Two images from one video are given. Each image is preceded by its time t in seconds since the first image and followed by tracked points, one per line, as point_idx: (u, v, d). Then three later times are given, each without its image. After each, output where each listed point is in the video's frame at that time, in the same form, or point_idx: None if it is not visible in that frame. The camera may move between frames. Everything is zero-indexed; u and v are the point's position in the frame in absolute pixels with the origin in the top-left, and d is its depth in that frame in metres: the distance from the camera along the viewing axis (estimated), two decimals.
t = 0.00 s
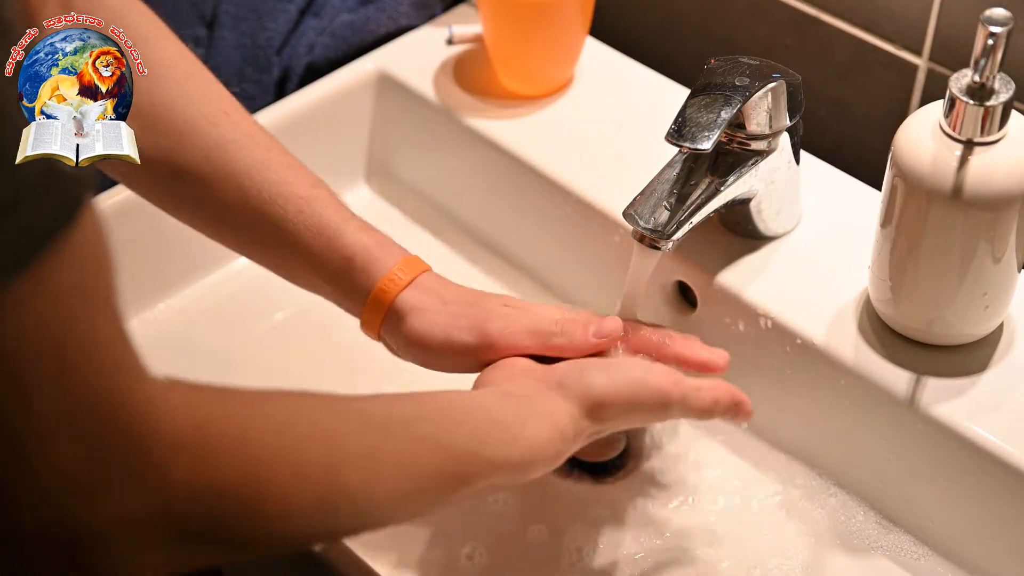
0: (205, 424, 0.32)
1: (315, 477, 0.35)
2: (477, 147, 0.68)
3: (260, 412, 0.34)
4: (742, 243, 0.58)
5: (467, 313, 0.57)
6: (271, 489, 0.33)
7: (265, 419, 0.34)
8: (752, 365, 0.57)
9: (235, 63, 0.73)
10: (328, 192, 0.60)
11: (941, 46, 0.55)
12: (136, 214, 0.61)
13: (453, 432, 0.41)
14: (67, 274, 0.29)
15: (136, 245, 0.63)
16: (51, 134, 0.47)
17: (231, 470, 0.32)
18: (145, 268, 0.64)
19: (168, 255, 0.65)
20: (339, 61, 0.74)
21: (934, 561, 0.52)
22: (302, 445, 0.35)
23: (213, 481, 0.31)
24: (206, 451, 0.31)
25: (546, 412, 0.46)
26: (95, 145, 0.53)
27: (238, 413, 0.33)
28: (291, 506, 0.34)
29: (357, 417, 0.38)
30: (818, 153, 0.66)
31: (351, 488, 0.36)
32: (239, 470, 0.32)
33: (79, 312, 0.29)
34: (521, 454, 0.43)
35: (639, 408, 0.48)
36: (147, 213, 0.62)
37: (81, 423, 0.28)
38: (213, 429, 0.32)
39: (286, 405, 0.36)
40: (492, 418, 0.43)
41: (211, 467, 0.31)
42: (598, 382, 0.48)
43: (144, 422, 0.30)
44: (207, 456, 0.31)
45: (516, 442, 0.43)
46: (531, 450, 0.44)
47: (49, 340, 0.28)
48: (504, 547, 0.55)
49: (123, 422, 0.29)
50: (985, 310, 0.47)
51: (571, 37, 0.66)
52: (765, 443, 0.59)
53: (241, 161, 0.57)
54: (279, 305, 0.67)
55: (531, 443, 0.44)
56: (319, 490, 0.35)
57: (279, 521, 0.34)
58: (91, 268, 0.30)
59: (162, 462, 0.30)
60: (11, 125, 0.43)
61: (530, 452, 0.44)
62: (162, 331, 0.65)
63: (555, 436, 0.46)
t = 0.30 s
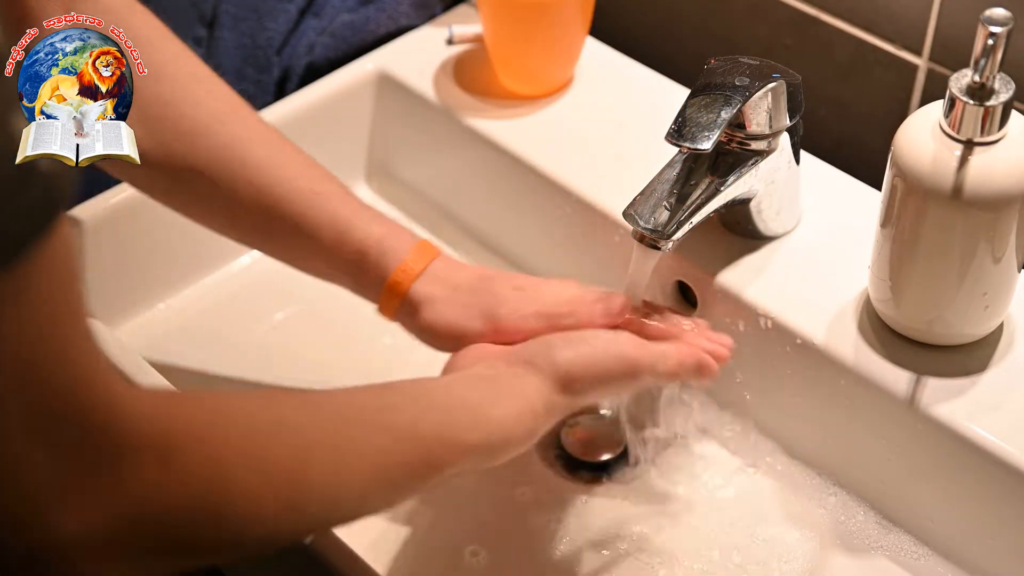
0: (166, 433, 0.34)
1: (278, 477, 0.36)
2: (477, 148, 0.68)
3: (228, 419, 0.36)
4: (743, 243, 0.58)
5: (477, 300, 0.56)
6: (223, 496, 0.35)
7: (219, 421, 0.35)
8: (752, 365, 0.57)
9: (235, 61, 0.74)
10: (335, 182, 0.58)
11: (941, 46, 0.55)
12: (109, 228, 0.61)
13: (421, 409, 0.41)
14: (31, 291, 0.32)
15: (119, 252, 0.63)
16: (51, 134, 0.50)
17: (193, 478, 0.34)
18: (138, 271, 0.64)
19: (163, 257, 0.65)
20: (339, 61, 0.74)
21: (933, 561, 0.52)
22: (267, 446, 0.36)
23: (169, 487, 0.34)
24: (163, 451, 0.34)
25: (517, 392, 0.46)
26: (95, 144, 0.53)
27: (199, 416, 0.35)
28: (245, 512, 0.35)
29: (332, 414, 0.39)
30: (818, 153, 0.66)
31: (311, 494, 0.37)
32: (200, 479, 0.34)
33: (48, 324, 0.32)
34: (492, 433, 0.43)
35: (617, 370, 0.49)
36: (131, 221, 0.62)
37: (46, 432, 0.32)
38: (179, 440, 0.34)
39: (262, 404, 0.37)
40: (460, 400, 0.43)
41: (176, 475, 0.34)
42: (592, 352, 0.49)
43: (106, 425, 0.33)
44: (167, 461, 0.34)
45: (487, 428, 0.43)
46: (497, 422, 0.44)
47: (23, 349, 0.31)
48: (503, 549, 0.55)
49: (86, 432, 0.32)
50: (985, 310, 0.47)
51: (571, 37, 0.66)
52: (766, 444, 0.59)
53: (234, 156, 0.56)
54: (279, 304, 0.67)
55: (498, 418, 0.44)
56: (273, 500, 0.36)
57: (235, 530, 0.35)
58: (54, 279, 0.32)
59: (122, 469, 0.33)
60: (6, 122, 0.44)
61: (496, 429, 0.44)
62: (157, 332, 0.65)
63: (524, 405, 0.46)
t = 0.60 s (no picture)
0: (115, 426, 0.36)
1: (219, 469, 0.37)
2: (477, 147, 0.68)
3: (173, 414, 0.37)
4: (743, 243, 0.58)
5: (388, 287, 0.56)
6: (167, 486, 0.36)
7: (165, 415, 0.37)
8: (752, 365, 0.57)
9: (235, 61, 0.74)
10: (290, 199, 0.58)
11: (942, 45, 0.54)
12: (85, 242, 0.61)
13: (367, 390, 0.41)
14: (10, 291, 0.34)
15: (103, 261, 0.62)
16: (51, 134, 0.49)
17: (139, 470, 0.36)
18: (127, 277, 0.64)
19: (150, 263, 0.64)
20: (339, 61, 0.74)
21: (933, 561, 0.52)
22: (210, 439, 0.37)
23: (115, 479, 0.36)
24: (109, 443, 0.36)
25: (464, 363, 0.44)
26: (95, 144, 0.53)
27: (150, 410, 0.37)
28: (190, 499, 0.37)
29: (280, 404, 0.39)
30: (818, 153, 0.66)
31: (255, 484, 0.38)
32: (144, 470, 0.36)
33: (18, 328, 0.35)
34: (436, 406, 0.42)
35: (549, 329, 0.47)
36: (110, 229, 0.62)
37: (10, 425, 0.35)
38: (131, 432, 0.36)
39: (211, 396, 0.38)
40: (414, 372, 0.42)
41: (124, 467, 0.36)
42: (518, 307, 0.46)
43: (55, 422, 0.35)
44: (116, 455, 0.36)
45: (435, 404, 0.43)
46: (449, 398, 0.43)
47: None
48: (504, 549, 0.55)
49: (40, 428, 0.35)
50: (984, 310, 0.47)
51: (571, 37, 0.65)
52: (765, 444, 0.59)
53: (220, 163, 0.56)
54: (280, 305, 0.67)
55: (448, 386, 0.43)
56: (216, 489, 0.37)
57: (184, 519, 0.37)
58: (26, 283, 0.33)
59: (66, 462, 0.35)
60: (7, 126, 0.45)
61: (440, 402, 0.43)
62: (148, 338, 0.64)
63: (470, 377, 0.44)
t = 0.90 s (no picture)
0: (152, 425, 0.32)
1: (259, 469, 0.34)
2: (477, 147, 0.68)
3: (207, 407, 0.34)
4: (742, 243, 0.58)
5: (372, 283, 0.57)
6: (207, 494, 0.33)
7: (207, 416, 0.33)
8: (752, 365, 0.57)
9: (235, 62, 0.74)
10: (291, 199, 0.59)
11: (941, 45, 0.54)
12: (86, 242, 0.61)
13: (403, 387, 0.39)
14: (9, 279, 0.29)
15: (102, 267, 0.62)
16: (51, 134, 0.49)
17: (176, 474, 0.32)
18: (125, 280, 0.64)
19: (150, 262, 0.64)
20: (339, 61, 0.74)
21: (934, 561, 0.52)
22: (249, 437, 0.34)
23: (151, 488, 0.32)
24: (150, 443, 0.32)
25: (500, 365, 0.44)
26: (94, 143, 0.53)
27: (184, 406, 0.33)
28: (231, 502, 0.34)
29: (316, 404, 0.36)
30: (818, 153, 0.66)
31: (292, 491, 0.35)
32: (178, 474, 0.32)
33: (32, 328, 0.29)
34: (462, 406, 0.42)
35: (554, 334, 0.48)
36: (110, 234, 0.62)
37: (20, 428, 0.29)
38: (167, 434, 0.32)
39: (245, 391, 0.35)
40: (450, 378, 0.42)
41: (170, 466, 0.32)
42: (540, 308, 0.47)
43: (91, 419, 0.31)
44: (158, 455, 0.32)
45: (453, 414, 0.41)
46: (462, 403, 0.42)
47: None
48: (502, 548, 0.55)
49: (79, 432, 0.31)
50: (985, 310, 0.47)
51: (571, 37, 0.65)
52: (768, 445, 0.59)
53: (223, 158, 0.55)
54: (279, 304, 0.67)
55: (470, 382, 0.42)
56: (251, 500, 0.34)
57: (209, 530, 0.34)
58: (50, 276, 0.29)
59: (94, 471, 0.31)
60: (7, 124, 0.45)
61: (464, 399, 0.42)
62: (147, 341, 0.64)
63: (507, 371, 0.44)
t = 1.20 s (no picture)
0: (59, 414, 0.34)
1: (168, 441, 0.36)
2: (477, 148, 0.68)
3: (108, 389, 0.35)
4: (743, 243, 0.58)
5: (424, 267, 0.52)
6: (122, 471, 0.35)
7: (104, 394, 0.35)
8: (752, 365, 0.57)
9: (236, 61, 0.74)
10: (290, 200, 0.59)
11: (942, 45, 0.54)
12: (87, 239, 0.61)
13: (309, 338, 0.40)
14: None
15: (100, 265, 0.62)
16: (51, 134, 0.54)
17: (88, 456, 0.34)
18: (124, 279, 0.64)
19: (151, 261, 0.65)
20: (339, 61, 0.74)
21: (934, 561, 0.52)
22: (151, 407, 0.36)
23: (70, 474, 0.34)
24: (57, 427, 0.34)
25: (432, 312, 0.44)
26: (95, 144, 0.52)
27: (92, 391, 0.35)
28: (133, 472, 0.35)
29: (215, 368, 0.37)
30: (819, 153, 0.66)
31: (208, 458, 0.36)
32: (89, 457, 0.34)
33: None
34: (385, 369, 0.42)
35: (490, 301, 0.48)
36: (107, 232, 0.62)
37: None
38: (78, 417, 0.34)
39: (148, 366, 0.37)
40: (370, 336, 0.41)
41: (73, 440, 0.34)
42: (492, 264, 0.48)
43: None
44: (68, 440, 0.34)
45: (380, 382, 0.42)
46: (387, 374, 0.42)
47: None
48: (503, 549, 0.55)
49: None
50: (984, 310, 0.47)
51: (571, 37, 0.66)
52: (768, 446, 0.59)
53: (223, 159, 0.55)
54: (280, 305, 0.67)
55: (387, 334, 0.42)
56: (168, 469, 0.36)
57: (140, 506, 0.36)
58: None
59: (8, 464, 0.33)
60: None
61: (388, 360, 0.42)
62: (146, 340, 0.64)
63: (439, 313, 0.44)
